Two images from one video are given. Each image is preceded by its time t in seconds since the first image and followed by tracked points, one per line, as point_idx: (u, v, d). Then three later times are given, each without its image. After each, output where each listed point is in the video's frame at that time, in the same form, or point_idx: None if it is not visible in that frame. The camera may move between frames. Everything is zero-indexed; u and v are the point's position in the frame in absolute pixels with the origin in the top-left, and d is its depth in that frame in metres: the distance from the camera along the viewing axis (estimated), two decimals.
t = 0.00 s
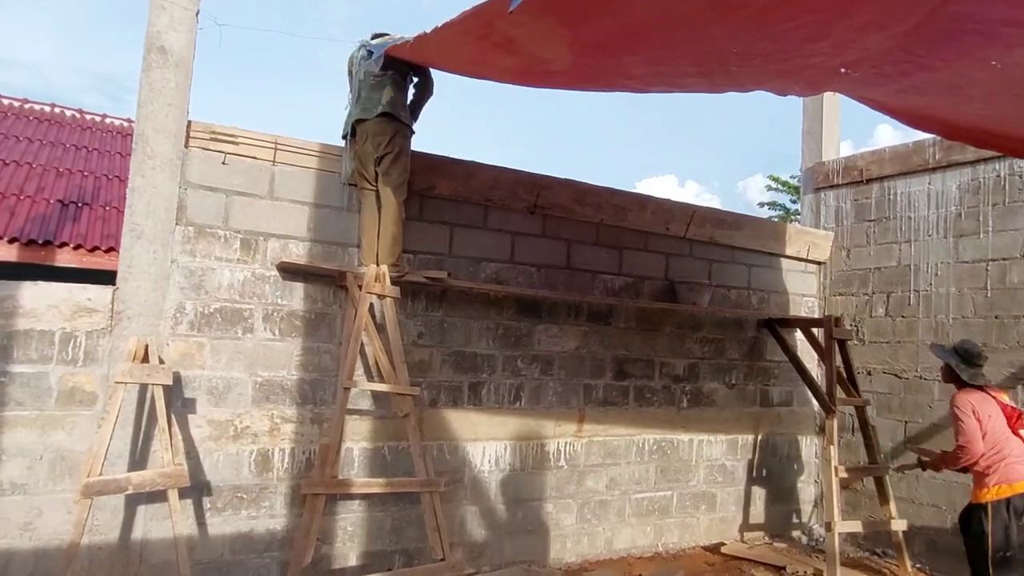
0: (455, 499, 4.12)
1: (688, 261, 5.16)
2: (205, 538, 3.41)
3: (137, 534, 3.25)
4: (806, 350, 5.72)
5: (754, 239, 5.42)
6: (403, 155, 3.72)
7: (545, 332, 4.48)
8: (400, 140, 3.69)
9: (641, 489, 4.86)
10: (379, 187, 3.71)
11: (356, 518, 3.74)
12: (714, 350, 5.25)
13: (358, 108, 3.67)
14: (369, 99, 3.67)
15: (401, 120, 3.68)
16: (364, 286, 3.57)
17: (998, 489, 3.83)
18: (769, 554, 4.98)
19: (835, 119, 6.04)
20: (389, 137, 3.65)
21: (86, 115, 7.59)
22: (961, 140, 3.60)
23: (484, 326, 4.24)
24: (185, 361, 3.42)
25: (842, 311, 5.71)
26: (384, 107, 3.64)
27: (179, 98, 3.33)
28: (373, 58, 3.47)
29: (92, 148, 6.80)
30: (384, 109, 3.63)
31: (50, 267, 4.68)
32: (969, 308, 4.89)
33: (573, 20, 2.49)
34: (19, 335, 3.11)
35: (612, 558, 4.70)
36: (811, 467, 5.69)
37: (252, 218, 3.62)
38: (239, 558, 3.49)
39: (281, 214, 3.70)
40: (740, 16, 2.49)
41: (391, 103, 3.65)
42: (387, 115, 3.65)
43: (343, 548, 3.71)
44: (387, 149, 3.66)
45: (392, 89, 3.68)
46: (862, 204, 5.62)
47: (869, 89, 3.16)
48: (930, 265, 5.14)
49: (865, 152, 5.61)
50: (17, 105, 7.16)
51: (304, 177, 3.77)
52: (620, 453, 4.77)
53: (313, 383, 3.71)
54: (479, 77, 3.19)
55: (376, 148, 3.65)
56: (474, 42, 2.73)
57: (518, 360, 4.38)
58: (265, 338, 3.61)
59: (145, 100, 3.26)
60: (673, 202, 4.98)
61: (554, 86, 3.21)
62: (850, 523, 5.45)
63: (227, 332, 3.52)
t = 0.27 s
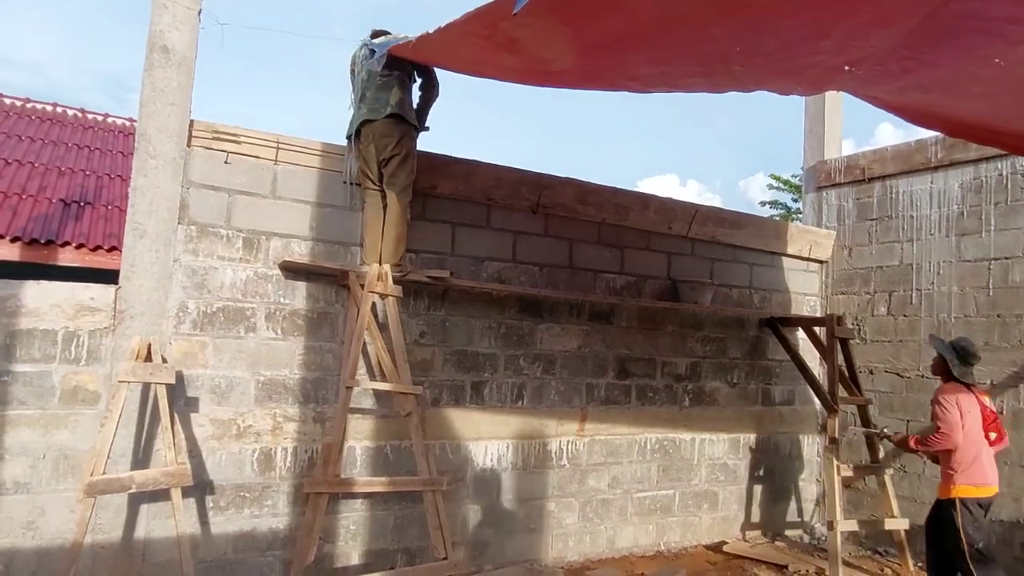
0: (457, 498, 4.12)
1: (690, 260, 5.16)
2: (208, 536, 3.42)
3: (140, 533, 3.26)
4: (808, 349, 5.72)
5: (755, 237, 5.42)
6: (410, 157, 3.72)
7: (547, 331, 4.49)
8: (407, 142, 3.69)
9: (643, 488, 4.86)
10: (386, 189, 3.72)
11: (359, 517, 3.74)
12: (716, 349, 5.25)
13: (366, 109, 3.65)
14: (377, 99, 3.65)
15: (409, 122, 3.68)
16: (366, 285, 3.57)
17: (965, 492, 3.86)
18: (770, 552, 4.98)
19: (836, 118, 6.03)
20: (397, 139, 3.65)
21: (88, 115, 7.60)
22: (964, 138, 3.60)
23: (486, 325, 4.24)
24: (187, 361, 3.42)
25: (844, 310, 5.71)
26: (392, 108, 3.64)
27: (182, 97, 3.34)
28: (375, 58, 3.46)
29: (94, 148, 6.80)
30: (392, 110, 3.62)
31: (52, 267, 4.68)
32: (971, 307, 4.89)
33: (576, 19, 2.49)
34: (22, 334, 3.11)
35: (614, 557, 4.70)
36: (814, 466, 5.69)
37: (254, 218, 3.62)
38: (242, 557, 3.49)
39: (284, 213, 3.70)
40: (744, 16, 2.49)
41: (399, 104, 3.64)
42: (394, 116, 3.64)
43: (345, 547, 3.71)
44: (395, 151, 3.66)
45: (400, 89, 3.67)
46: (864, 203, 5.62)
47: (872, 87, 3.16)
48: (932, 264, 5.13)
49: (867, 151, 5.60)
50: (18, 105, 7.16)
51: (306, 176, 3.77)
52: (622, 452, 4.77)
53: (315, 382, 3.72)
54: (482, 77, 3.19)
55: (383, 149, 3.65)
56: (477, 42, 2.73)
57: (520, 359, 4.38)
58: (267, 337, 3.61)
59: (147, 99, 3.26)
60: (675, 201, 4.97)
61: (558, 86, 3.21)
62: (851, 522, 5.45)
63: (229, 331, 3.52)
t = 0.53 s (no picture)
0: (459, 497, 4.13)
1: (692, 259, 5.15)
2: (211, 535, 3.43)
3: (143, 532, 3.26)
4: (810, 348, 5.71)
5: (757, 237, 5.41)
6: (416, 159, 3.70)
7: (549, 330, 4.49)
8: (413, 144, 3.67)
9: (645, 487, 4.86)
10: (391, 191, 3.69)
11: (361, 516, 3.75)
12: (718, 348, 5.25)
13: (371, 109, 3.61)
14: (383, 99, 3.62)
15: (415, 122, 3.66)
16: (369, 284, 3.57)
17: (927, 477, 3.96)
18: (772, 551, 4.98)
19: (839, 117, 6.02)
20: (403, 140, 3.63)
21: (90, 115, 7.61)
22: (967, 135, 3.60)
23: (488, 324, 4.25)
24: (190, 360, 3.43)
25: (847, 309, 5.71)
26: (398, 108, 3.61)
27: (184, 97, 3.35)
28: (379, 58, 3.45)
29: (97, 147, 6.81)
30: (398, 110, 3.60)
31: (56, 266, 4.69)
32: (973, 306, 4.87)
33: (578, 20, 2.49)
34: (25, 333, 3.12)
35: (616, 556, 4.70)
36: (816, 465, 5.69)
37: (256, 217, 3.63)
38: (244, 556, 3.50)
39: (286, 212, 3.70)
40: (747, 15, 2.49)
41: (405, 104, 3.62)
42: (401, 117, 3.62)
43: (348, 546, 3.72)
44: (401, 152, 3.64)
45: (406, 90, 3.65)
46: (866, 202, 5.61)
47: (875, 86, 3.16)
48: (935, 263, 5.13)
49: (870, 150, 5.59)
50: (21, 105, 7.18)
51: (308, 175, 3.77)
52: (624, 451, 4.78)
53: (317, 382, 3.72)
54: (485, 77, 3.18)
55: (389, 150, 3.64)
56: (480, 43, 2.73)
57: (522, 358, 4.38)
58: (270, 336, 3.62)
59: (149, 99, 3.27)
60: (677, 200, 4.97)
61: (560, 85, 3.21)
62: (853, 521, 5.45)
63: (232, 330, 3.53)
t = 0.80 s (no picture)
0: (462, 497, 4.13)
1: (696, 259, 5.15)
2: (215, 535, 3.43)
3: (147, 532, 3.27)
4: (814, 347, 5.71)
5: (760, 236, 5.41)
6: (421, 159, 3.71)
7: (552, 330, 4.49)
8: (418, 145, 3.68)
9: (649, 486, 4.86)
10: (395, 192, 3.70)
11: (364, 515, 3.75)
12: (722, 348, 5.25)
13: (377, 109, 3.62)
14: (388, 100, 3.62)
15: (420, 123, 3.67)
16: (372, 284, 3.61)
17: (891, 465, 4.09)
18: (776, 551, 4.98)
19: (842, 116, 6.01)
20: (408, 141, 3.64)
21: (94, 115, 7.64)
22: (971, 134, 3.59)
23: (492, 324, 4.25)
24: (194, 360, 3.43)
25: (850, 309, 5.70)
26: (404, 109, 3.62)
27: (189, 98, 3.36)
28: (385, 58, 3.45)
29: (100, 147, 6.82)
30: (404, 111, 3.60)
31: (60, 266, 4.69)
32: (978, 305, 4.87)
33: (582, 21, 2.49)
34: (30, 333, 3.13)
35: (619, 556, 4.70)
36: (820, 465, 5.68)
37: (261, 216, 3.63)
38: (248, 555, 3.50)
39: (289, 213, 3.71)
40: (751, 16, 2.49)
41: (411, 105, 3.63)
42: (406, 118, 3.62)
43: (352, 545, 3.72)
44: (406, 153, 3.65)
45: (412, 90, 3.66)
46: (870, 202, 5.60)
47: (880, 85, 3.15)
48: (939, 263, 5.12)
49: (873, 149, 5.58)
50: (26, 105, 7.21)
51: (312, 175, 3.78)
52: (628, 451, 4.77)
53: (321, 381, 3.73)
54: (488, 77, 3.18)
55: (394, 151, 3.64)
56: (484, 44, 2.73)
57: (525, 358, 4.38)
58: (274, 336, 3.62)
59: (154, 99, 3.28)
60: (681, 200, 4.97)
61: (564, 86, 3.21)
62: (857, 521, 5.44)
63: (236, 329, 3.53)
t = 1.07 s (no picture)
0: (465, 496, 4.13)
1: (699, 258, 5.15)
2: (219, 534, 3.44)
3: (152, 530, 3.28)
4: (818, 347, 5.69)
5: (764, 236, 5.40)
6: (425, 160, 3.72)
7: (555, 329, 4.49)
8: (423, 145, 3.68)
9: (652, 486, 4.86)
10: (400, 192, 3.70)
11: (367, 514, 3.76)
12: (725, 348, 5.24)
13: (383, 109, 3.61)
14: (394, 100, 3.61)
15: (425, 124, 3.67)
16: (376, 283, 3.59)
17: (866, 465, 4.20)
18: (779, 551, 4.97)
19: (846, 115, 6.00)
20: (414, 141, 3.64)
21: (99, 114, 7.66)
22: (975, 133, 3.58)
23: (495, 323, 4.25)
24: (199, 359, 3.43)
25: (854, 309, 5.69)
26: (410, 109, 3.61)
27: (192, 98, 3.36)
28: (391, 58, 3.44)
29: (105, 147, 6.84)
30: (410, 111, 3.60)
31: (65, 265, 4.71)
32: (982, 305, 4.85)
33: (586, 22, 2.49)
34: (35, 332, 3.14)
35: (623, 556, 4.71)
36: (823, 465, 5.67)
37: (264, 216, 3.64)
38: (252, 554, 3.51)
39: (293, 212, 3.71)
40: (754, 16, 2.48)
41: (417, 105, 3.63)
42: (412, 118, 3.62)
43: (355, 544, 3.72)
44: (412, 154, 3.65)
45: (417, 91, 3.66)
46: (874, 201, 5.59)
47: (884, 85, 3.14)
48: (943, 262, 5.11)
49: (877, 148, 5.57)
50: (30, 105, 7.23)
51: (315, 175, 3.78)
52: (631, 450, 4.77)
53: (324, 381, 3.73)
54: (492, 77, 3.18)
55: (399, 152, 3.64)
56: (487, 44, 2.72)
57: (529, 357, 4.38)
58: (278, 335, 3.63)
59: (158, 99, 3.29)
60: (684, 199, 4.96)
61: (567, 86, 3.20)
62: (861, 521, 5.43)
63: (240, 329, 3.54)
